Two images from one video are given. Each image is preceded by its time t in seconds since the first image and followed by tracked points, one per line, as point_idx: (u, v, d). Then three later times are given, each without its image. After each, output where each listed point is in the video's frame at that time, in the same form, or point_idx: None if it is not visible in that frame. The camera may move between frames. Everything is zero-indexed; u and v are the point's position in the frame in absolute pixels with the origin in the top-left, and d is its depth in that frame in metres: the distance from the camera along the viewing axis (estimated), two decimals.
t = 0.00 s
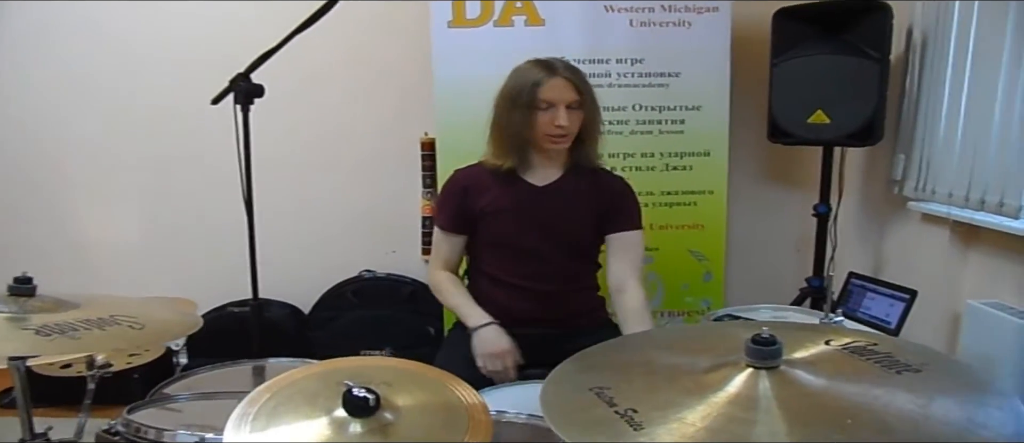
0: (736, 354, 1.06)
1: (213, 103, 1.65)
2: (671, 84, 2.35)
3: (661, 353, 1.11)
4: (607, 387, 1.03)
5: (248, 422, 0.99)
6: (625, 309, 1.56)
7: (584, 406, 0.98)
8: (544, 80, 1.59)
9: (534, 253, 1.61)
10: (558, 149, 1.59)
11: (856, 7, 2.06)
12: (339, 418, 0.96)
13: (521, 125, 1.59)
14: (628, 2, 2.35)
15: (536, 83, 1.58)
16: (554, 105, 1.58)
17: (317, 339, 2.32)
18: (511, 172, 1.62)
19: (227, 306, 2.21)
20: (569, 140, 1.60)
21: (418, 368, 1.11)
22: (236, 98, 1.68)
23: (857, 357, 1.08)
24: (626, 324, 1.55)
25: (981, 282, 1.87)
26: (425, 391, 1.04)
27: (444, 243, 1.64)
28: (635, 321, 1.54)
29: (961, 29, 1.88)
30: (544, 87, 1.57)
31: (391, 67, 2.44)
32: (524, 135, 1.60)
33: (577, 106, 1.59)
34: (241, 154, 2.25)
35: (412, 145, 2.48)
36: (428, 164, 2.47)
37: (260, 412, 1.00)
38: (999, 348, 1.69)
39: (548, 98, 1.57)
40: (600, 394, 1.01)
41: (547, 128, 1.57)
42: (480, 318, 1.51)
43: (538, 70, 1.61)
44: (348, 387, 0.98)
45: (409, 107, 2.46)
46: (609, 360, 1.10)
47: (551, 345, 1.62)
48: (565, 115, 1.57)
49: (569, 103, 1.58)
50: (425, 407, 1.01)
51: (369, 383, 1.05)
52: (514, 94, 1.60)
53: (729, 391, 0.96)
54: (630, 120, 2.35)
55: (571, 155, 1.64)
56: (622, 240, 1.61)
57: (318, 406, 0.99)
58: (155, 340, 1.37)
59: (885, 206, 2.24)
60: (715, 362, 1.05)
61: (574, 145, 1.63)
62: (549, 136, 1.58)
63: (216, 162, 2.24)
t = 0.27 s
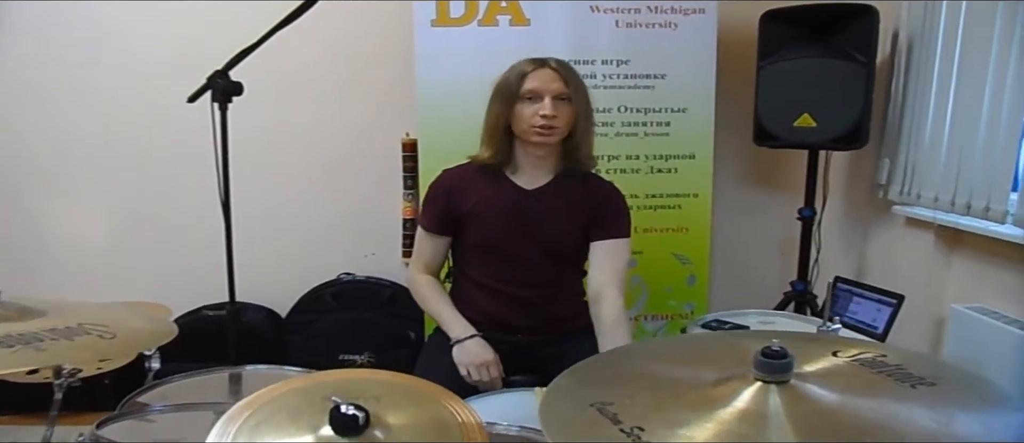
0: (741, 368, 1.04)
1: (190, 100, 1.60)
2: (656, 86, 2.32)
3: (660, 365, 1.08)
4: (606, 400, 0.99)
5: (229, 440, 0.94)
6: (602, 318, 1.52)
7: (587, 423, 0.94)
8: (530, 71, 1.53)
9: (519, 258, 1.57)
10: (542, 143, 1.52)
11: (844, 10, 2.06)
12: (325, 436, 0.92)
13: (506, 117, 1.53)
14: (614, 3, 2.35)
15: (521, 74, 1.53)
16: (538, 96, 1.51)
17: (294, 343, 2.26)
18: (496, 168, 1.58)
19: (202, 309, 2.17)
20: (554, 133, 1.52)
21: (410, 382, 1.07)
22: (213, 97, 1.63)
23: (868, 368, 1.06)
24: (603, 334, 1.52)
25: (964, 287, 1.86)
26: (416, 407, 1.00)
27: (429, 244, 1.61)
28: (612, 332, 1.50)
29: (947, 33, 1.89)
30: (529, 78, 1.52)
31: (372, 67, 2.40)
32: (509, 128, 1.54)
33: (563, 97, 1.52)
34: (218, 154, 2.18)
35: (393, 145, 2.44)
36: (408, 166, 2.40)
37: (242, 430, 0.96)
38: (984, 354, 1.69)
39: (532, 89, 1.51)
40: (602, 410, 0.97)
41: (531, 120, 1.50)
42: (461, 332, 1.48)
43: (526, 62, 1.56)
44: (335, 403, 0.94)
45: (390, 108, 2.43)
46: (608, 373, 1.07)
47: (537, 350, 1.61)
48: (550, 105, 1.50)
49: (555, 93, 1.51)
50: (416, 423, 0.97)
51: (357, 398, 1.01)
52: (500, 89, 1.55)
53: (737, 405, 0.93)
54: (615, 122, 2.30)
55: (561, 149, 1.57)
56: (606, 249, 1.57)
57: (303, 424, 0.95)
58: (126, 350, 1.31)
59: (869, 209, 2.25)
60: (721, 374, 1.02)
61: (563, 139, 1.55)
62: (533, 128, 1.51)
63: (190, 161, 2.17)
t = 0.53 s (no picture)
0: (766, 376, 0.99)
1: (161, 108, 1.52)
2: (634, 85, 2.31)
3: (673, 373, 1.03)
4: (625, 417, 0.94)
5: None
6: (605, 324, 1.49)
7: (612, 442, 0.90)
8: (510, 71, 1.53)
9: (510, 262, 1.54)
10: (524, 143, 1.51)
11: (818, 6, 2.06)
12: None
13: (487, 118, 1.53)
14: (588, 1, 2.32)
15: (502, 74, 1.53)
16: (519, 95, 1.51)
17: (274, 356, 2.20)
18: (480, 172, 1.55)
19: (176, 323, 2.10)
20: (537, 133, 1.52)
21: (418, 404, 1.02)
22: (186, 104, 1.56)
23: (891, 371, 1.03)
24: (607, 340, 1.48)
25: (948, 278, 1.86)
26: (429, 431, 0.96)
27: (418, 252, 1.58)
28: (618, 336, 1.48)
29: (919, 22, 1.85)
30: (509, 78, 1.52)
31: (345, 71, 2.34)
32: (491, 129, 1.53)
33: (544, 96, 1.52)
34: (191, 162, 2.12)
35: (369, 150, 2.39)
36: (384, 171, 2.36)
37: None
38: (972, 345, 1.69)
39: (512, 89, 1.51)
40: (626, 427, 0.93)
41: (512, 120, 1.50)
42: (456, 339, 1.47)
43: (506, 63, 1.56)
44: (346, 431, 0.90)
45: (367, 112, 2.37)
46: (622, 385, 1.01)
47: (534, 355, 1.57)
48: (531, 104, 1.50)
49: (535, 92, 1.51)
50: None
51: (366, 425, 0.96)
52: (480, 90, 1.55)
53: (765, 418, 0.90)
54: (595, 122, 2.30)
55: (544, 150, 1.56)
56: (602, 251, 1.54)
57: None
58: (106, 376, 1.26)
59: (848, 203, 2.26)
60: (745, 383, 0.98)
61: (546, 139, 1.55)
62: (514, 129, 1.51)
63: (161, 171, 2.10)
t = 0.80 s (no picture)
0: (798, 378, 1.01)
1: (117, 122, 1.46)
2: (597, 81, 2.26)
3: (695, 379, 1.04)
4: (654, 425, 0.94)
5: None
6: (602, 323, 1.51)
7: None
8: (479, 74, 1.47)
9: (500, 265, 1.57)
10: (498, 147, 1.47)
11: None
12: None
13: (458, 123, 1.47)
14: None
15: (471, 77, 1.47)
16: (489, 98, 1.44)
17: (248, 371, 2.14)
18: (459, 176, 1.54)
19: (143, 341, 2.01)
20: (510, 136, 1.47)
21: (440, 424, 1.01)
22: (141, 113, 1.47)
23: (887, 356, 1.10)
24: (605, 338, 1.50)
25: (919, 263, 1.93)
26: None
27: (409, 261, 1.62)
28: (617, 334, 1.49)
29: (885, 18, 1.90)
30: (478, 81, 1.46)
31: (302, 76, 2.27)
32: (464, 134, 1.48)
33: (516, 98, 1.45)
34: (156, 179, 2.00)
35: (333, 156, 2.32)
36: (349, 177, 2.32)
37: None
38: (950, 327, 1.75)
39: (482, 92, 1.45)
40: (668, 439, 0.91)
41: (483, 124, 1.45)
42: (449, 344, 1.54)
43: (474, 64, 1.50)
44: None
45: (327, 117, 2.31)
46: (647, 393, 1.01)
47: (531, 354, 1.62)
48: (502, 107, 1.43)
49: (506, 95, 1.45)
50: None
51: None
52: (450, 94, 1.49)
53: (802, 422, 0.91)
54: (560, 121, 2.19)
55: (520, 151, 1.52)
56: (593, 250, 1.56)
57: None
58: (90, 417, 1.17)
59: (816, 192, 2.29)
60: (777, 386, 0.99)
61: (521, 141, 1.50)
62: (488, 132, 1.46)
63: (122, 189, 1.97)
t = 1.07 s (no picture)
0: (833, 376, 0.98)
1: (88, 126, 1.38)
2: (571, 78, 2.26)
3: (733, 380, 1.00)
4: (696, 433, 0.91)
5: None
6: (595, 320, 1.51)
7: None
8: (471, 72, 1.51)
9: (488, 264, 1.55)
10: (491, 144, 1.50)
11: None
12: None
13: (451, 121, 1.51)
14: None
15: (464, 75, 1.50)
16: (482, 96, 1.49)
17: (224, 379, 2.13)
18: (449, 175, 1.55)
19: (111, 352, 2.00)
20: (502, 134, 1.50)
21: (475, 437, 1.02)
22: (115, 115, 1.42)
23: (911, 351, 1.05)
24: (599, 337, 1.50)
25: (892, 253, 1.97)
26: None
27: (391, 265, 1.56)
28: (610, 331, 1.49)
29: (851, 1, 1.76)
30: (471, 78, 1.49)
31: (269, 76, 2.18)
32: (457, 131, 1.51)
33: (508, 95, 1.50)
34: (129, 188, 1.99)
35: (303, 158, 2.26)
36: (321, 178, 2.25)
37: None
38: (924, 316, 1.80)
39: (475, 89, 1.48)
40: None
41: (476, 122, 1.48)
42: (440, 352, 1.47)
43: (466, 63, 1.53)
44: None
45: (297, 117, 2.23)
46: (689, 401, 0.97)
47: (521, 356, 1.59)
48: (496, 105, 1.48)
49: (499, 92, 1.49)
50: None
51: None
52: (443, 91, 1.52)
53: (845, 421, 0.89)
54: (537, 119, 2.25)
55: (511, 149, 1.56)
56: (580, 248, 1.58)
57: None
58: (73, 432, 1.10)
59: (787, 186, 2.34)
60: (815, 385, 0.96)
61: (512, 138, 1.54)
62: (480, 129, 1.49)
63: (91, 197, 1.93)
